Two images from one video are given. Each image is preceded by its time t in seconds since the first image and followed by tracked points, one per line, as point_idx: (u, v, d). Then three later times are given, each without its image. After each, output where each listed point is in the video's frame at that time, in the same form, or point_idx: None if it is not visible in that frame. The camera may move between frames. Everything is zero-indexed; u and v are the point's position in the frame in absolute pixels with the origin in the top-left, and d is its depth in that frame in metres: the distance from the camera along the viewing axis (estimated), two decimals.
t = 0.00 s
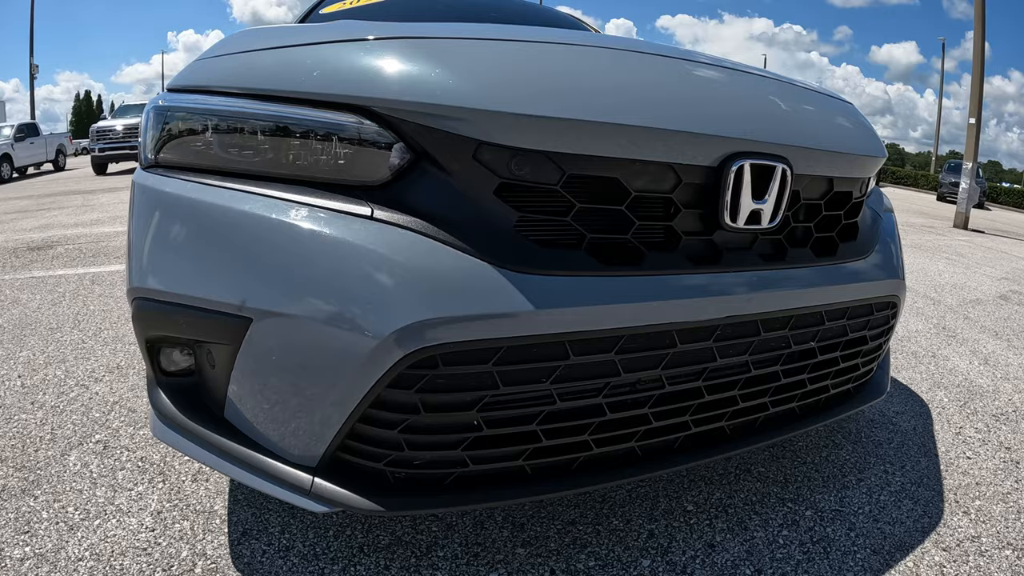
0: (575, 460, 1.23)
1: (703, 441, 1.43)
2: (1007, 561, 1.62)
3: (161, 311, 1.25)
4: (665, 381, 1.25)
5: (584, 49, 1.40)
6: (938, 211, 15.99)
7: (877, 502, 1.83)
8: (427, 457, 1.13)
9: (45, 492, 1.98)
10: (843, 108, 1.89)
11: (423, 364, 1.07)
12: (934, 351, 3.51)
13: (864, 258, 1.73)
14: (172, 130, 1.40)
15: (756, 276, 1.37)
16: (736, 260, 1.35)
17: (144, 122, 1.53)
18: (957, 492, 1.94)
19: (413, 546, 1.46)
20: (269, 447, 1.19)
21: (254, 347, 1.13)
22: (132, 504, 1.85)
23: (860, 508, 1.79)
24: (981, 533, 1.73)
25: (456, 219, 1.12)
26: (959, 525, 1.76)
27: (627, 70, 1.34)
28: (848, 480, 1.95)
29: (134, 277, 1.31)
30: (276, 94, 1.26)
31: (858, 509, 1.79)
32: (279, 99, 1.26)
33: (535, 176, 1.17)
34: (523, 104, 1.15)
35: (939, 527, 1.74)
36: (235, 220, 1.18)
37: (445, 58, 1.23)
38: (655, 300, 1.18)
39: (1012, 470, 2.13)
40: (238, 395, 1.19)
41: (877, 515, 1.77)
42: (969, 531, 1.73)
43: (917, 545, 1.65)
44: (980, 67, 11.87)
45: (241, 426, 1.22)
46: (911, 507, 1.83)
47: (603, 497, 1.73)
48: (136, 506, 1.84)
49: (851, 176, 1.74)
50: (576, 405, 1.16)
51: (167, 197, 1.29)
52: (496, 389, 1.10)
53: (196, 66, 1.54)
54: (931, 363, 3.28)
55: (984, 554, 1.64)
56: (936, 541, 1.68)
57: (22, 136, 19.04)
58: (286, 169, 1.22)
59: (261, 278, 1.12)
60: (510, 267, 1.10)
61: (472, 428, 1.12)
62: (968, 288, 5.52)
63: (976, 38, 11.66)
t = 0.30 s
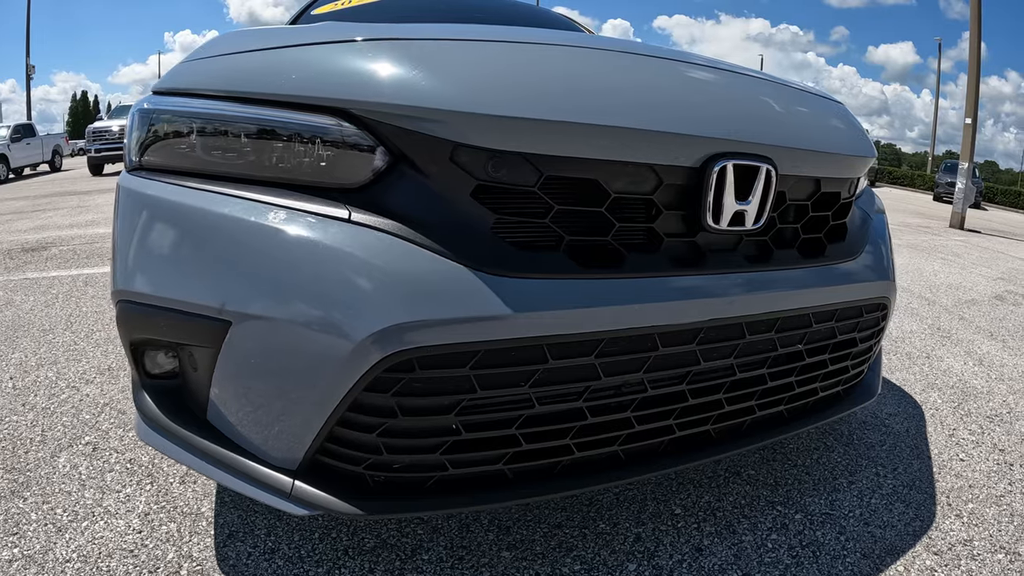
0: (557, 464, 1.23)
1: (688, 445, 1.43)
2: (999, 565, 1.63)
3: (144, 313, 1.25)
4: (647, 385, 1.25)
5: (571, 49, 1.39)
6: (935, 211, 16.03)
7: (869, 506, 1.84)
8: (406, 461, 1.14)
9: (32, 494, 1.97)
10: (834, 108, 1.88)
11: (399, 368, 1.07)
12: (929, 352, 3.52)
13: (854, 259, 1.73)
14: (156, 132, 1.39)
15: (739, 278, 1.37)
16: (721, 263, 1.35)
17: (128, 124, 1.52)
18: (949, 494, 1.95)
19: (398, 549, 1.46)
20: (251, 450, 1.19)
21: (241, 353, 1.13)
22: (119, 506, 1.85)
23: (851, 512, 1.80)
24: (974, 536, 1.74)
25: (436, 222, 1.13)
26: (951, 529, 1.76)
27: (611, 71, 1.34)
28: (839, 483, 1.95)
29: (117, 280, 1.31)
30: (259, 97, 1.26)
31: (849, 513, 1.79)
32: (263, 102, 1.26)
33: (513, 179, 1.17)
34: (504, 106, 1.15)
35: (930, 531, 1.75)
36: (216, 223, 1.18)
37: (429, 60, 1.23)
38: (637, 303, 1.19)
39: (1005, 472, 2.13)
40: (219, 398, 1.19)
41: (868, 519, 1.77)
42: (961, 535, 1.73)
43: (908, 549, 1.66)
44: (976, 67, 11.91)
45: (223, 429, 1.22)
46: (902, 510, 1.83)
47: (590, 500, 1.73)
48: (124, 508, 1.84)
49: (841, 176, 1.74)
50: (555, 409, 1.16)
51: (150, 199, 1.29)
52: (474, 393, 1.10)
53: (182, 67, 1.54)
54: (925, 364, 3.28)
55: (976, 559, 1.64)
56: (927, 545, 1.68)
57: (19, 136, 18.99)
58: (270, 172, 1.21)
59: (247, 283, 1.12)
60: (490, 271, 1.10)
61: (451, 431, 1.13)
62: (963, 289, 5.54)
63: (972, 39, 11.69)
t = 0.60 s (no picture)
0: (538, 469, 1.23)
1: (674, 449, 1.43)
2: (991, 570, 1.63)
3: (126, 317, 1.24)
4: (627, 389, 1.26)
5: (557, 50, 1.39)
6: (931, 211, 16.07)
7: (860, 510, 1.84)
8: (385, 466, 1.14)
9: (20, 496, 1.96)
10: (824, 109, 1.88)
11: (375, 374, 1.07)
12: (923, 354, 3.52)
13: (844, 261, 1.72)
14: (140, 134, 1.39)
15: (724, 281, 1.37)
16: (705, 266, 1.36)
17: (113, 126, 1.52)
18: (942, 498, 1.95)
19: (383, 553, 1.46)
20: (232, 454, 1.19)
21: (224, 358, 1.13)
22: (106, 509, 1.84)
23: (842, 516, 1.80)
24: (966, 541, 1.74)
25: (415, 226, 1.13)
26: (943, 533, 1.77)
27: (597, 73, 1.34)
28: (830, 487, 1.96)
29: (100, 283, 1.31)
30: (242, 100, 1.26)
31: (839, 517, 1.79)
32: (247, 105, 1.25)
33: (490, 182, 1.17)
34: (486, 109, 1.15)
35: (922, 535, 1.75)
36: (198, 227, 1.18)
37: (413, 62, 1.23)
38: (619, 308, 1.19)
39: (999, 476, 2.14)
40: (202, 403, 1.19)
41: (859, 523, 1.77)
42: (953, 539, 1.74)
43: (899, 554, 1.66)
44: (972, 68, 11.93)
45: (206, 433, 1.22)
46: (894, 514, 1.83)
47: (578, 504, 1.73)
48: (111, 511, 1.83)
49: (832, 177, 1.74)
50: (534, 415, 1.17)
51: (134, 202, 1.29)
52: (451, 398, 1.11)
53: (167, 69, 1.53)
54: (918, 366, 3.29)
55: (968, 563, 1.64)
56: (919, 549, 1.69)
57: (14, 137, 18.93)
58: (252, 175, 1.21)
59: (230, 288, 1.12)
60: (471, 276, 1.11)
61: (429, 437, 1.13)
62: (958, 289, 5.55)
63: (968, 40, 11.73)
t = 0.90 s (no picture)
0: (520, 472, 1.23)
1: (661, 451, 1.42)
2: (986, 573, 1.62)
3: (107, 318, 1.23)
4: (608, 391, 1.25)
5: (543, 46, 1.38)
6: (927, 211, 16.10)
7: (853, 513, 1.83)
8: (364, 468, 1.13)
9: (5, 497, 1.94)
10: (816, 106, 1.87)
11: (350, 375, 1.06)
12: (918, 354, 3.52)
13: (836, 259, 1.72)
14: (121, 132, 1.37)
15: (711, 280, 1.36)
16: (690, 265, 1.35)
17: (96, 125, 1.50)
18: (937, 501, 1.95)
19: (367, 556, 1.45)
20: (212, 455, 1.19)
21: (207, 360, 1.12)
22: (92, 510, 1.83)
23: (834, 519, 1.79)
24: (961, 544, 1.74)
25: (393, 225, 1.12)
26: (937, 536, 1.76)
27: (584, 69, 1.34)
28: (823, 489, 1.95)
29: (81, 283, 1.30)
30: (223, 98, 1.24)
31: (832, 521, 1.79)
32: (229, 103, 1.24)
33: (468, 180, 1.16)
34: (467, 106, 1.14)
35: (916, 539, 1.74)
36: (177, 226, 1.17)
37: (396, 59, 1.22)
38: (603, 308, 1.18)
39: (994, 478, 2.13)
40: (181, 404, 1.18)
41: (852, 527, 1.77)
42: (948, 542, 1.73)
43: (892, 558, 1.65)
44: (968, 68, 11.96)
45: (185, 434, 1.21)
46: (887, 517, 1.83)
47: (565, 507, 1.73)
48: (96, 512, 1.82)
49: (824, 174, 1.73)
50: (514, 417, 1.16)
51: (116, 201, 1.28)
52: (428, 400, 1.10)
53: (151, 67, 1.52)
54: (914, 366, 3.29)
55: (963, 567, 1.64)
56: (912, 553, 1.68)
57: (9, 137, 18.81)
58: (234, 174, 1.20)
59: (213, 289, 1.10)
60: (449, 276, 1.10)
61: (407, 439, 1.12)
62: (955, 289, 5.56)
63: (964, 40, 11.75)
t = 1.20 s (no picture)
0: (501, 477, 1.23)
1: (647, 455, 1.42)
2: None
3: (89, 321, 1.23)
4: (590, 396, 1.25)
5: (527, 46, 1.37)
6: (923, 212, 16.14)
7: (844, 517, 1.84)
8: (343, 472, 1.13)
9: None
10: (808, 106, 1.86)
11: (327, 379, 1.06)
12: (913, 355, 3.53)
13: (826, 260, 1.71)
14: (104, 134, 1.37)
15: (695, 282, 1.37)
16: (673, 267, 1.35)
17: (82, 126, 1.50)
18: (930, 504, 1.95)
19: (352, 560, 1.45)
20: (194, 459, 1.18)
21: (192, 365, 1.12)
22: (79, 512, 1.82)
23: (825, 523, 1.80)
24: (953, 548, 1.74)
25: (372, 228, 1.12)
26: (930, 540, 1.76)
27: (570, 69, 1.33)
28: (814, 493, 1.96)
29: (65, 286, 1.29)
30: (205, 99, 1.24)
31: (823, 525, 1.79)
32: (210, 104, 1.23)
33: (447, 183, 1.16)
34: (448, 107, 1.14)
35: (908, 543, 1.74)
36: (159, 229, 1.16)
37: (378, 59, 1.21)
38: (585, 311, 1.18)
39: (988, 480, 2.14)
40: (164, 407, 1.18)
41: (843, 531, 1.77)
42: (940, 546, 1.74)
43: (883, 563, 1.65)
44: (964, 69, 11.99)
45: (167, 437, 1.21)
46: (879, 521, 1.83)
47: (552, 510, 1.73)
48: (82, 515, 1.81)
49: (813, 174, 1.73)
50: (494, 421, 1.16)
51: (99, 204, 1.28)
52: (405, 404, 1.10)
53: (137, 68, 1.51)
54: (908, 367, 3.29)
55: (955, 572, 1.64)
56: (904, 558, 1.68)
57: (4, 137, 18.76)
58: (215, 177, 1.20)
59: (195, 293, 1.10)
60: (425, 278, 1.10)
61: (386, 443, 1.12)
62: (950, 290, 5.57)
63: (960, 41, 11.78)
